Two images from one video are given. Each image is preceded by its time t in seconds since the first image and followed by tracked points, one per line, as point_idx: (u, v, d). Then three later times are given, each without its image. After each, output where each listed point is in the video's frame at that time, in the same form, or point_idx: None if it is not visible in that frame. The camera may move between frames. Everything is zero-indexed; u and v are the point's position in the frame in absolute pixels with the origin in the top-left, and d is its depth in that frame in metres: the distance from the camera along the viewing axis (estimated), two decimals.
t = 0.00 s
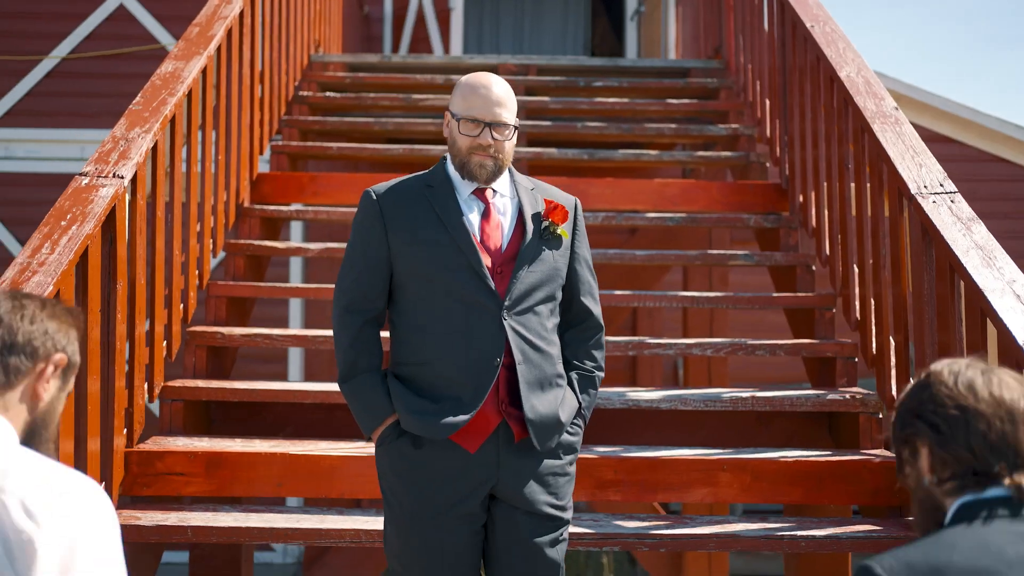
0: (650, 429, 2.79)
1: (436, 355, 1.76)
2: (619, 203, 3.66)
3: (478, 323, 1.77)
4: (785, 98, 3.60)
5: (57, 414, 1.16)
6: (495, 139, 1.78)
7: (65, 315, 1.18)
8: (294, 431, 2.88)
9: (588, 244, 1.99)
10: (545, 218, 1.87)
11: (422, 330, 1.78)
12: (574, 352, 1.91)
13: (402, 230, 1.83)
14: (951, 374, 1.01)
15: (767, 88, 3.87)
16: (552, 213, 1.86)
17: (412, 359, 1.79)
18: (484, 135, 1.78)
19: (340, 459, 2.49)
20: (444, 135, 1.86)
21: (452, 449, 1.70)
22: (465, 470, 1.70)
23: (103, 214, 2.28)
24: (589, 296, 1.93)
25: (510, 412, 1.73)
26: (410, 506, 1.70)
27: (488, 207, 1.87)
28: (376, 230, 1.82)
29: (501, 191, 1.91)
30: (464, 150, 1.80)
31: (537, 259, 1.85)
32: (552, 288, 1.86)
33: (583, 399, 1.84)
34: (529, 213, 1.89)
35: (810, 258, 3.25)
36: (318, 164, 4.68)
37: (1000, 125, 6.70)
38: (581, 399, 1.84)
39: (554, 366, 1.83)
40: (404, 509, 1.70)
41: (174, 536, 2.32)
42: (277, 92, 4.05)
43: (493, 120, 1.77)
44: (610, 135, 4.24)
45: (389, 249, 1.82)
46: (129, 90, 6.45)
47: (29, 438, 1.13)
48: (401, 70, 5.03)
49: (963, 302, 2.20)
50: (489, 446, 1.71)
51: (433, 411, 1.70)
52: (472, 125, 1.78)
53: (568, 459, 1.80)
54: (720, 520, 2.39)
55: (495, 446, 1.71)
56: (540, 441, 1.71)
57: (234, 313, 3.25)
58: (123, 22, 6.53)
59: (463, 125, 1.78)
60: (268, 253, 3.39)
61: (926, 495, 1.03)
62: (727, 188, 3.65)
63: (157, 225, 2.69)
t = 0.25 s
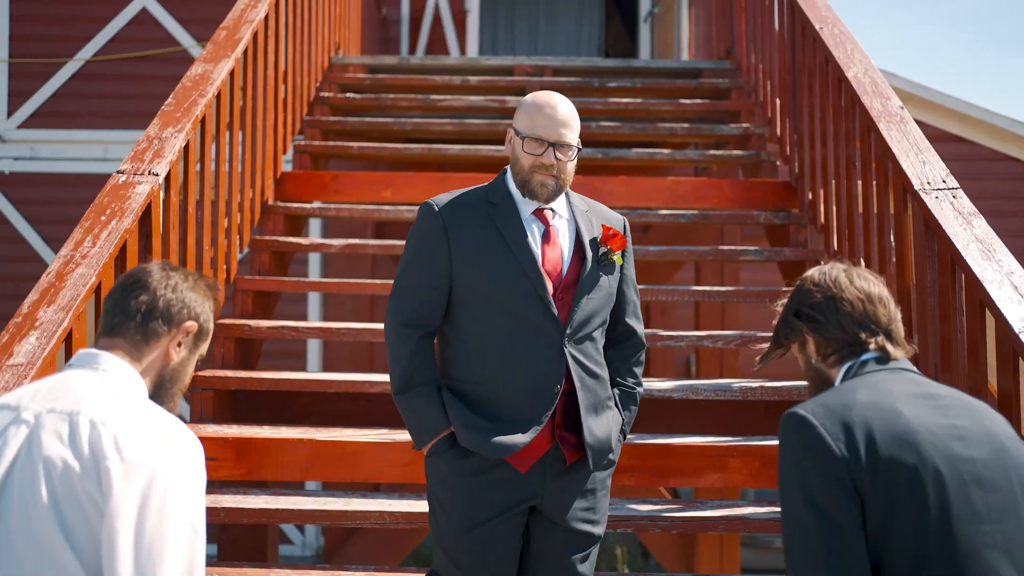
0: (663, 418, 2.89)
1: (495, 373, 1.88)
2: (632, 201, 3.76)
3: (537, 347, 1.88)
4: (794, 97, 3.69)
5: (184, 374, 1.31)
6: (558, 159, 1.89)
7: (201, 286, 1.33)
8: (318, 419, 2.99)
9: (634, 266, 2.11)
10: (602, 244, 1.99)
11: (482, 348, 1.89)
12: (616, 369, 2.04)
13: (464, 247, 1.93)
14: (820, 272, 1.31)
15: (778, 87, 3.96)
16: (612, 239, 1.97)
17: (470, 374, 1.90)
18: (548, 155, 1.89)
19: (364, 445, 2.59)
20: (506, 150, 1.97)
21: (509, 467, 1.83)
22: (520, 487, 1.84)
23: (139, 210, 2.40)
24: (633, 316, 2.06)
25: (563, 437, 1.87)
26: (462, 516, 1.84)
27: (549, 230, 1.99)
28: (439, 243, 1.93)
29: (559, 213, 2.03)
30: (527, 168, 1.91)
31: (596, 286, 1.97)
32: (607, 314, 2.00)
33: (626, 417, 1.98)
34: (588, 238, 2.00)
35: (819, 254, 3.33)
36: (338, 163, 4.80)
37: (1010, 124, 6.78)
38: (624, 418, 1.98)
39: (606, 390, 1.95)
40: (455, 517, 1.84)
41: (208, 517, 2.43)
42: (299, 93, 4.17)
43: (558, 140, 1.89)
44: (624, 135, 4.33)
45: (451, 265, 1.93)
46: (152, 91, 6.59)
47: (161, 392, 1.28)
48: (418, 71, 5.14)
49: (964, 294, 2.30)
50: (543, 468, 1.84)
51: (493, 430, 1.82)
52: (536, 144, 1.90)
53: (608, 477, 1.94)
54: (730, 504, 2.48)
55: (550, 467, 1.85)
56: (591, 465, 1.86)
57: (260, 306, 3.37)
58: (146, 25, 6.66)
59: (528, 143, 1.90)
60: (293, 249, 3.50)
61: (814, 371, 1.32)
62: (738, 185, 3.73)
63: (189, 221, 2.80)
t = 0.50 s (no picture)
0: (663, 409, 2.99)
1: (526, 360, 1.97)
2: (634, 200, 3.85)
3: (567, 335, 1.99)
4: (792, 99, 3.78)
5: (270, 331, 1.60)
6: (587, 153, 2.00)
7: (289, 253, 1.62)
8: (330, 411, 3.10)
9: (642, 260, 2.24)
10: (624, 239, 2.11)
11: (514, 335, 1.99)
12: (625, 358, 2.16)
13: (495, 237, 2.02)
14: (753, 209, 1.69)
15: (776, 88, 4.05)
16: (635, 237, 2.08)
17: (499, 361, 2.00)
18: (577, 148, 2.00)
19: (375, 434, 2.69)
20: (535, 144, 2.08)
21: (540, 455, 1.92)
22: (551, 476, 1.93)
23: (159, 208, 2.51)
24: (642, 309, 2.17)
25: (589, 425, 1.98)
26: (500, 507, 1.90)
27: (577, 224, 2.10)
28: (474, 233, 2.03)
29: (584, 208, 2.15)
30: (557, 161, 2.02)
31: (620, 281, 2.10)
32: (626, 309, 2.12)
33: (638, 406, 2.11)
34: (611, 233, 2.14)
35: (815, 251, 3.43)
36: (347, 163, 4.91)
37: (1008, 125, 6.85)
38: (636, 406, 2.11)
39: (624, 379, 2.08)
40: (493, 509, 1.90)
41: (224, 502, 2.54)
42: (309, 95, 4.27)
43: (587, 135, 2.00)
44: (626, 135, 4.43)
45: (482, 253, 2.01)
46: (163, 93, 6.70)
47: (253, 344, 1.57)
48: (425, 73, 5.24)
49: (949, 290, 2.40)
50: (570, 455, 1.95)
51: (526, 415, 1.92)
52: (566, 138, 2.01)
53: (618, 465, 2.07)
54: (726, 491, 2.59)
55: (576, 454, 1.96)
56: (614, 451, 1.98)
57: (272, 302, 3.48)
58: (157, 27, 6.75)
59: (559, 136, 2.01)
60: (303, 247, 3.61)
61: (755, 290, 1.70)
62: (737, 184, 3.82)
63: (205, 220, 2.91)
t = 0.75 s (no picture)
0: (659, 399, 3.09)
1: (542, 367, 2.04)
2: (632, 197, 3.95)
3: (580, 342, 2.06)
4: (786, 99, 3.88)
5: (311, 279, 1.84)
6: (589, 166, 2.09)
7: (331, 209, 1.86)
8: (337, 401, 3.20)
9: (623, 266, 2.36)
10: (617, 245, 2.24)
11: (529, 343, 2.05)
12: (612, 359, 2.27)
13: (510, 247, 2.06)
14: (702, 204, 2.00)
15: (771, 88, 4.15)
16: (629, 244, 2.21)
17: (513, 367, 2.05)
18: (581, 161, 2.08)
19: (381, 423, 2.79)
20: (539, 154, 2.16)
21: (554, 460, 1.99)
22: (562, 480, 2.00)
23: (172, 204, 2.61)
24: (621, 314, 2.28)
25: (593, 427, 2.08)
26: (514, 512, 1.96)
27: (578, 231, 2.19)
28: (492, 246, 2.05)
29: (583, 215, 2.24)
30: (560, 172, 2.11)
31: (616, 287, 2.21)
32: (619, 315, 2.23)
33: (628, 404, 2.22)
34: (609, 240, 2.24)
35: (807, 247, 3.53)
36: (352, 162, 5.02)
37: (1002, 124, 6.98)
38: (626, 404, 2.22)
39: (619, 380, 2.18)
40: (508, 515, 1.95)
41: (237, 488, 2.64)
42: (315, 96, 4.37)
43: (590, 148, 2.08)
44: (625, 134, 4.52)
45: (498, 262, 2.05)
46: (170, 94, 6.79)
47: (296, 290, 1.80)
48: (428, 74, 5.34)
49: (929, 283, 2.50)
50: (580, 460, 2.03)
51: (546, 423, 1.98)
52: (570, 150, 2.09)
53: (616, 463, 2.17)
54: (717, 476, 2.69)
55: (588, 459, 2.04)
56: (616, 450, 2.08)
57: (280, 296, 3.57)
58: (164, 29, 6.83)
59: (563, 148, 2.09)
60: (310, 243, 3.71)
61: (718, 273, 2.01)
62: (733, 182, 3.91)
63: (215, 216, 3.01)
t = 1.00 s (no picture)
0: (651, 390, 3.20)
1: (528, 408, 2.01)
2: (627, 195, 4.04)
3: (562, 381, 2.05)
4: (777, 99, 3.99)
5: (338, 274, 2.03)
6: (560, 201, 2.07)
7: (360, 208, 2.04)
8: (339, 390, 3.30)
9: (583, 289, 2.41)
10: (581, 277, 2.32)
11: (517, 383, 2.01)
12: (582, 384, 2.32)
13: (499, 283, 2.00)
14: (652, 251, 2.10)
15: (762, 88, 4.26)
16: (593, 278, 2.35)
17: (498, 407, 2.01)
18: (551, 197, 2.07)
19: (383, 412, 2.89)
20: (508, 190, 2.15)
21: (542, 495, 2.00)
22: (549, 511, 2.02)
23: (181, 200, 2.71)
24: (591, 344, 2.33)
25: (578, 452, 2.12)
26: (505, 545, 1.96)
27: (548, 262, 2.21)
28: (483, 285, 1.96)
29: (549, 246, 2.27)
30: (531, 208, 2.09)
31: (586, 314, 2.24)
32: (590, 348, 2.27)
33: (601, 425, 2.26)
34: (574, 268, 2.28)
35: (796, 243, 3.63)
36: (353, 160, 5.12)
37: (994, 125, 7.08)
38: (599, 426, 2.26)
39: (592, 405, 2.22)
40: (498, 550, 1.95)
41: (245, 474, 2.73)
42: (316, 95, 4.47)
43: (560, 183, 2.07)
44: (621, 133, 4.62)
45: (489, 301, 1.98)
46: (173, 93, 6.88)
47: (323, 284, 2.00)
48: (427, 74, 5.44)
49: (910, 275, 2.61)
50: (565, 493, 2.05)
51: (536, 467, 1.98)
52: (541, 186, 2.07)
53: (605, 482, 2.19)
54: (707, 462, 2.79)
55: (573, 489, 2.07)
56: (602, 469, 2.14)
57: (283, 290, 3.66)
58: (167, 30, 6.92)
59: (533, 185, 2.07)
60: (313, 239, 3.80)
61: (680, 313, 2.10)
62: (725, 180, 4.01)
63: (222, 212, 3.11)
